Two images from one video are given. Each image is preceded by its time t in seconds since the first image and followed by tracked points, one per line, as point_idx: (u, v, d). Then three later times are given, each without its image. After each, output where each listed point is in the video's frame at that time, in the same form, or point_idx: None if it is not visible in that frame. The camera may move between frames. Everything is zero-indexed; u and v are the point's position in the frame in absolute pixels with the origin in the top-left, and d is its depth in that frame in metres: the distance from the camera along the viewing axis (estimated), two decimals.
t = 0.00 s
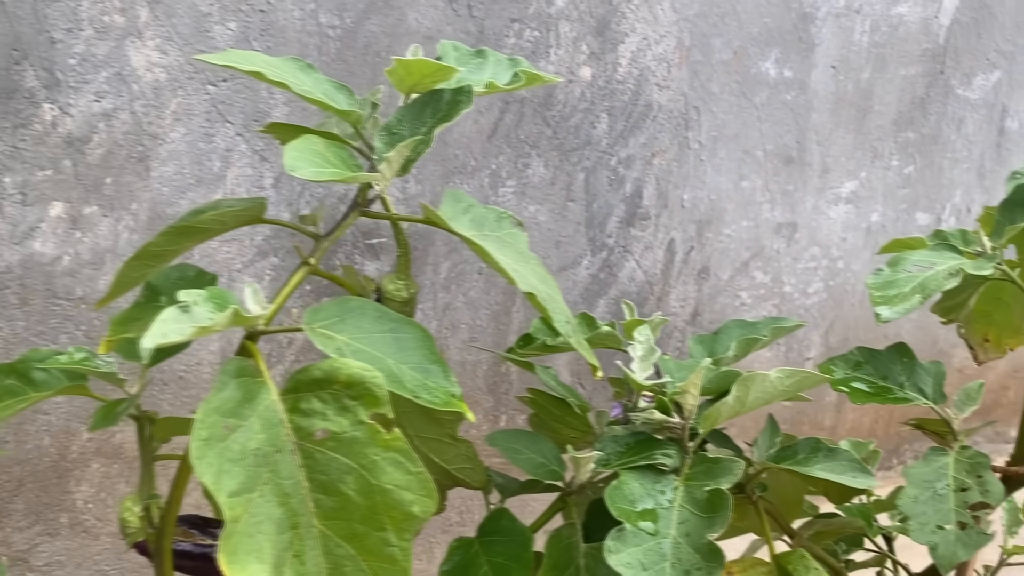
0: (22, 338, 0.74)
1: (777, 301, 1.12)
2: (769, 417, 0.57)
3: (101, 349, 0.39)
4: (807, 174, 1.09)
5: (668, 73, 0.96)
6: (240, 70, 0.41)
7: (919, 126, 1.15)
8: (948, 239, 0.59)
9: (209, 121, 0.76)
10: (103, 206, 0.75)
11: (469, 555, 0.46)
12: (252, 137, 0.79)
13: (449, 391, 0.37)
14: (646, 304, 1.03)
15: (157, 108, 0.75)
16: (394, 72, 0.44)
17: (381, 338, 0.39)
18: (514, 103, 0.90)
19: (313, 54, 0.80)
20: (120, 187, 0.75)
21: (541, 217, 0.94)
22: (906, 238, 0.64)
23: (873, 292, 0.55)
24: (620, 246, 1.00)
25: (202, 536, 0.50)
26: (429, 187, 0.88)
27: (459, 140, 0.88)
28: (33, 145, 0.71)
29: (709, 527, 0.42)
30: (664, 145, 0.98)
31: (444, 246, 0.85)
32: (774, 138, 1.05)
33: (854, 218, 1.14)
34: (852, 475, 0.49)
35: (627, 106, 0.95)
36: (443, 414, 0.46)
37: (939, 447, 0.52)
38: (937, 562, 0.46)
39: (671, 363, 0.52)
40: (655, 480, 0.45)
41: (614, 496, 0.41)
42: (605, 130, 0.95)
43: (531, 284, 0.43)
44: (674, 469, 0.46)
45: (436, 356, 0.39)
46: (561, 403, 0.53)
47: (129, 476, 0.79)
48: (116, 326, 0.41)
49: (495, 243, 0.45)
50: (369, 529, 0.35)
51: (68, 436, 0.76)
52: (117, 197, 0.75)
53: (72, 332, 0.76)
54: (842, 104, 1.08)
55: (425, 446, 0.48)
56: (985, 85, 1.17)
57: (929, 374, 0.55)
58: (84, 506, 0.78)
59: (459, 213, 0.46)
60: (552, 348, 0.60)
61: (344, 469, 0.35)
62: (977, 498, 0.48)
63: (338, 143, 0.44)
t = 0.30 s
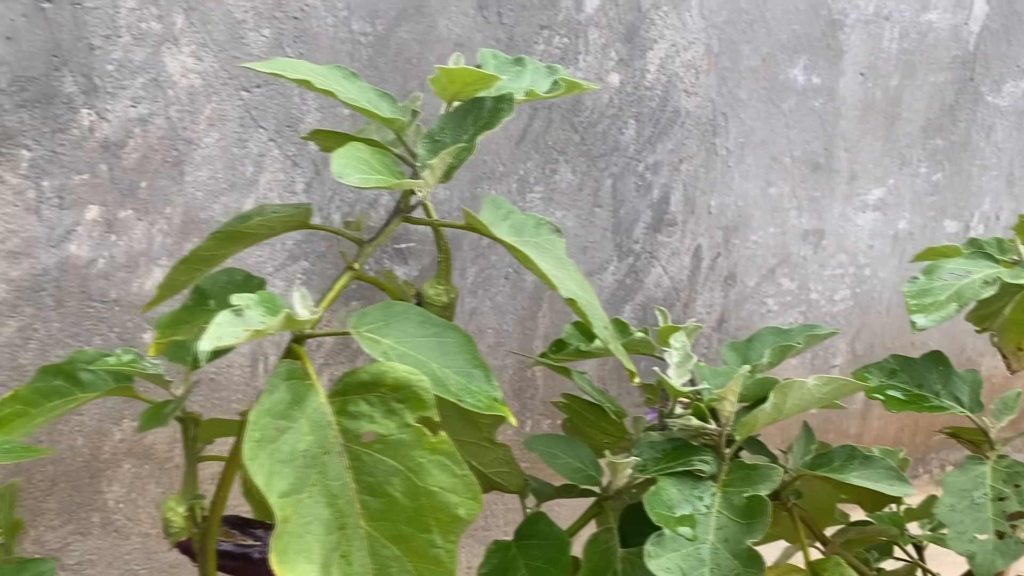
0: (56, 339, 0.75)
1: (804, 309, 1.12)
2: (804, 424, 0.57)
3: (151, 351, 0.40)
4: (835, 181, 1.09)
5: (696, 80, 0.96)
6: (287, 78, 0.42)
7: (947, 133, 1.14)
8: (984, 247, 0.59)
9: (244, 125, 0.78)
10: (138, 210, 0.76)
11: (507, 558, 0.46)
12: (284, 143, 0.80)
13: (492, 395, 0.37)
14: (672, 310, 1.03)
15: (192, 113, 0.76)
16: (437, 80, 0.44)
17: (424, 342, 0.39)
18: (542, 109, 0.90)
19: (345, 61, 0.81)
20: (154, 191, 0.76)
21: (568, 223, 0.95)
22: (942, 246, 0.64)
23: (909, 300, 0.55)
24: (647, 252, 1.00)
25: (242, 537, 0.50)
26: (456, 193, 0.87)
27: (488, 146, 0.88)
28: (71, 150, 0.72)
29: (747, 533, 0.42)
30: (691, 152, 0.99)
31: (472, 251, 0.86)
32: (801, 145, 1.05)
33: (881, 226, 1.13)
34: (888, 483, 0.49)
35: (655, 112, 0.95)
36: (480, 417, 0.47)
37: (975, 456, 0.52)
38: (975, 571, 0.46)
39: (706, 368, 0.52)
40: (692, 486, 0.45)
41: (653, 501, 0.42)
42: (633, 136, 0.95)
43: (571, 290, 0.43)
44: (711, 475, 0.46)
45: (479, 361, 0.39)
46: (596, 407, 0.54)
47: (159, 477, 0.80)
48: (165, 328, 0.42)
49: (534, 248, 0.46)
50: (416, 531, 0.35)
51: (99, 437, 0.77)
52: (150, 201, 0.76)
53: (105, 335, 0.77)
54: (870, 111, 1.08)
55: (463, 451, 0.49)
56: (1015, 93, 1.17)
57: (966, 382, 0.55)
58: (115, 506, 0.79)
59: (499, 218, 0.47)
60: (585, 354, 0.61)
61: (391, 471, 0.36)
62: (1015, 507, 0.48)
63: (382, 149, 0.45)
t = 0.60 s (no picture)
0: (92, 340, 0.77)
1: (829, 316, 1.12)
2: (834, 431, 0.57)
3: (198, 353, 0.41)
4: (861, 189, 1.08)
5: (723, 87, 0.97)
6: (332, 88, 0.43)
7: (975, 141, 1.12)
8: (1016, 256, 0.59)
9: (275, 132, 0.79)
10: (172, 214, 0.77)
11: (541, 561, 0.47)
12: (316, 149, 0.81)
13: (530, 399, 0.38)
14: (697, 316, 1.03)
15: (226, 119, 0.77)
16: (476, 90, 0.45)
17: (464, 346, 0.40)
18: (570, 116, 0.91)
19: (375, 68, 0.82)
20: (188, 196, 0.78)
21: (594, 229, 0.95)
22: (973, 255, 0.64)
23: (940, 309, 0.55)
24: (672, 258, 1.00)
25: (280, 537, 0.51)
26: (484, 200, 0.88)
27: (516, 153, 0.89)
28: (107, 155, 0.74)
29: (780, 539, 0.42)
30: (717, 158, 0.99)
31: (499, 255, 0.87)
32: (828, 152, 1.05)
33: (908, 234, 1.12)
34: (920, 490, 0.49)
35: (681, 119, 0.96)
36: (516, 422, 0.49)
37: (1007, 466, 0.52)
38: None
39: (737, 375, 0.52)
40: (725, 491, 0.46)
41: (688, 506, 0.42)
42: (660, 143, 0.96)
43: (606, 297, 0.44)
44: (743, 481, 0.47)
45: (517, 366, 0.40)
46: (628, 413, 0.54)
47: (189, 478, 0.82)
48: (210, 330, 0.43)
49: (570, 255, 0.46)
50: (456, 532, 0.36)
51: (132, 437, 0.79)
52: (185, 205, 0.77)
53: (139, 337, 0.79)
54: (897, 119, 1.07)
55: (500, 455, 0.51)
56: None
57: (998, 392, 0.55)
58: (146, 506, 0.81)
59: (535, 226, 0.47)
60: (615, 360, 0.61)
61: (432, 473, 0.37)
62: None
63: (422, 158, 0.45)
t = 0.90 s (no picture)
0: (128, 343, 0.79)
1: (856, 324, 1.11)
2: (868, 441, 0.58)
3: (245, 358, 0.42)
4: (890, 198, 1.08)
5: (752, 95, 0.97)
6: (378, 100, 0.44)
7: (1006, 149, 1.12)
8: None
9: (310, 139, 0.80)
10: (208, 219, 0.79)
11: (577, 565, 0.47)
12: (350, 156, 0.83)
13: (570, 406, 0.39)
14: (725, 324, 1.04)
15: (261, 127, 0.79)
16: (517, 101, 0.46)
17: (505, 354, 0.41)
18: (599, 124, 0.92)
19: (408, 76, 0.83)
20: (224, 202, 0.79)
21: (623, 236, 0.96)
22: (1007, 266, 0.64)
23: (975, 320, 0.56)
24: (700, 266, 1.00)
25: (320, 538, 0.51)
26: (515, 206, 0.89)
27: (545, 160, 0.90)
28: (146, 161, 0.75)
29: (816, 547, 0.43)
30: (746, 166, 0.99)
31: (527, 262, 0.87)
32: (857, 161, 1.04)
33: (937, 242, 1.12)
34: (955, 501, 0.49)
35: (711, 127, 0.96)
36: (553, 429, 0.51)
37: None
38: None
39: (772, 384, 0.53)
40: (761, 500, 0.46)
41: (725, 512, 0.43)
42: (688, 151, 0.96)
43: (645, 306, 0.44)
44: (779, 489, 0.47)
45: (557, 374, 0.41)
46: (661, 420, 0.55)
47: (220, 480, 0.83)
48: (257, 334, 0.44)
49: (608, 264, 0.47)
50: (499, 535, 0.37)
51: (166, 439, 0.80)
52: (221, 211, 0.79)
53: (174, 340, 0.80)
54: (927, 128, 1.07)
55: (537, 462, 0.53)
56: None
57: None
58: (178, 506, 0.83)
59: (573, 235, 0.48)
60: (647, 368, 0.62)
61: (476, 477, 0.37)
62: None
63: (463, 167, 0.46)
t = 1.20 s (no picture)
0: (164, 343, 0.80)
1: (887, 332, 1.10)
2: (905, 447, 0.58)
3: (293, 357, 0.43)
4: (922, 206, 1.06)
5: (785, 101, 0.97)
6: (424, 106, 0.44)
7: None
8: None
9: (345, 143, 0.81)
10: (244, 222, 0.80)
11: (615, 568, 0.48)
12: (383, 160, 0.83)
13: (614, 409, 0.39)
14: (755, 330, 1.03)
15: (297, 131, 0.80)
16: (560, 107, 0.46)
17: (548, 356, 0.41)
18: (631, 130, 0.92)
19: (442, 81, 0.83)
20: (260, 205, 0.80)
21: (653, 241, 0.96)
22: None
23: (1016, 328, 0.55)
24: (731, 272, 1.00)
25: (360, 537, 0.52)
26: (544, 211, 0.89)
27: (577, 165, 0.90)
28: (184, 164, 0.77)
29: (856, 552, 0.43)
30: (778, 172, 0.99)
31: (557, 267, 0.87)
32: (889, 168, 1.03)
33: (969, 250, 1.10)
34: (995, 509, 0.49)
35: (742, 133, 0.96)
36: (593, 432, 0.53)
37: None
38: None
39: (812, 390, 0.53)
40: (800, 505, 0.47)
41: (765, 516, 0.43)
42: (720, 156, 0.96)
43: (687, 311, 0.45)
44: (818, 495, 0.47)
45: (599, 376, 0.41)
46: (699, 426, 0.55)
47: (252, 479, 0.85)
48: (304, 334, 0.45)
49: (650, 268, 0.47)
50: (544, 535, 0.37)
51: (200, 439, 0.82)
52: (256, 213, 0.80)
53: (209, 340, 0.82)
54: (961, 134, 1.05)
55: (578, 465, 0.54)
56: None
57: None
58: (209, 505, 0.84)
59: (614, 238, 0.48)
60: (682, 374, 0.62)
61: (521, 478, 0.38)
62: None
63: (506, 172, 0.47)
